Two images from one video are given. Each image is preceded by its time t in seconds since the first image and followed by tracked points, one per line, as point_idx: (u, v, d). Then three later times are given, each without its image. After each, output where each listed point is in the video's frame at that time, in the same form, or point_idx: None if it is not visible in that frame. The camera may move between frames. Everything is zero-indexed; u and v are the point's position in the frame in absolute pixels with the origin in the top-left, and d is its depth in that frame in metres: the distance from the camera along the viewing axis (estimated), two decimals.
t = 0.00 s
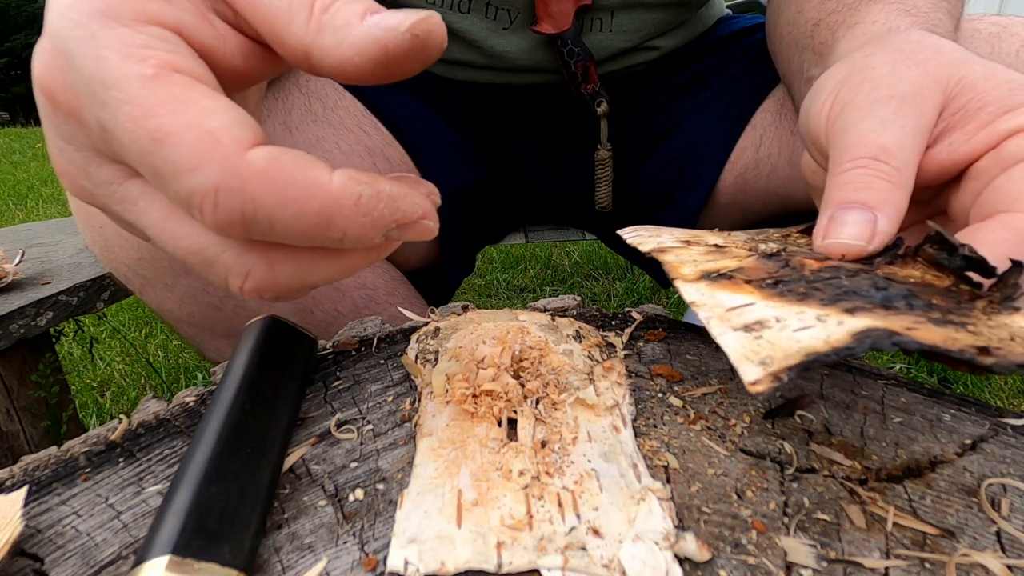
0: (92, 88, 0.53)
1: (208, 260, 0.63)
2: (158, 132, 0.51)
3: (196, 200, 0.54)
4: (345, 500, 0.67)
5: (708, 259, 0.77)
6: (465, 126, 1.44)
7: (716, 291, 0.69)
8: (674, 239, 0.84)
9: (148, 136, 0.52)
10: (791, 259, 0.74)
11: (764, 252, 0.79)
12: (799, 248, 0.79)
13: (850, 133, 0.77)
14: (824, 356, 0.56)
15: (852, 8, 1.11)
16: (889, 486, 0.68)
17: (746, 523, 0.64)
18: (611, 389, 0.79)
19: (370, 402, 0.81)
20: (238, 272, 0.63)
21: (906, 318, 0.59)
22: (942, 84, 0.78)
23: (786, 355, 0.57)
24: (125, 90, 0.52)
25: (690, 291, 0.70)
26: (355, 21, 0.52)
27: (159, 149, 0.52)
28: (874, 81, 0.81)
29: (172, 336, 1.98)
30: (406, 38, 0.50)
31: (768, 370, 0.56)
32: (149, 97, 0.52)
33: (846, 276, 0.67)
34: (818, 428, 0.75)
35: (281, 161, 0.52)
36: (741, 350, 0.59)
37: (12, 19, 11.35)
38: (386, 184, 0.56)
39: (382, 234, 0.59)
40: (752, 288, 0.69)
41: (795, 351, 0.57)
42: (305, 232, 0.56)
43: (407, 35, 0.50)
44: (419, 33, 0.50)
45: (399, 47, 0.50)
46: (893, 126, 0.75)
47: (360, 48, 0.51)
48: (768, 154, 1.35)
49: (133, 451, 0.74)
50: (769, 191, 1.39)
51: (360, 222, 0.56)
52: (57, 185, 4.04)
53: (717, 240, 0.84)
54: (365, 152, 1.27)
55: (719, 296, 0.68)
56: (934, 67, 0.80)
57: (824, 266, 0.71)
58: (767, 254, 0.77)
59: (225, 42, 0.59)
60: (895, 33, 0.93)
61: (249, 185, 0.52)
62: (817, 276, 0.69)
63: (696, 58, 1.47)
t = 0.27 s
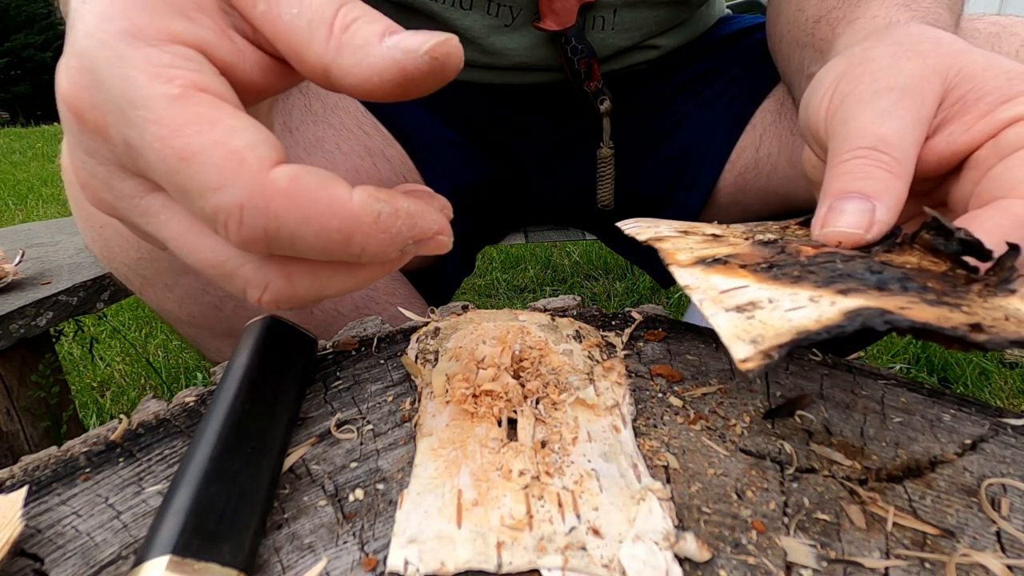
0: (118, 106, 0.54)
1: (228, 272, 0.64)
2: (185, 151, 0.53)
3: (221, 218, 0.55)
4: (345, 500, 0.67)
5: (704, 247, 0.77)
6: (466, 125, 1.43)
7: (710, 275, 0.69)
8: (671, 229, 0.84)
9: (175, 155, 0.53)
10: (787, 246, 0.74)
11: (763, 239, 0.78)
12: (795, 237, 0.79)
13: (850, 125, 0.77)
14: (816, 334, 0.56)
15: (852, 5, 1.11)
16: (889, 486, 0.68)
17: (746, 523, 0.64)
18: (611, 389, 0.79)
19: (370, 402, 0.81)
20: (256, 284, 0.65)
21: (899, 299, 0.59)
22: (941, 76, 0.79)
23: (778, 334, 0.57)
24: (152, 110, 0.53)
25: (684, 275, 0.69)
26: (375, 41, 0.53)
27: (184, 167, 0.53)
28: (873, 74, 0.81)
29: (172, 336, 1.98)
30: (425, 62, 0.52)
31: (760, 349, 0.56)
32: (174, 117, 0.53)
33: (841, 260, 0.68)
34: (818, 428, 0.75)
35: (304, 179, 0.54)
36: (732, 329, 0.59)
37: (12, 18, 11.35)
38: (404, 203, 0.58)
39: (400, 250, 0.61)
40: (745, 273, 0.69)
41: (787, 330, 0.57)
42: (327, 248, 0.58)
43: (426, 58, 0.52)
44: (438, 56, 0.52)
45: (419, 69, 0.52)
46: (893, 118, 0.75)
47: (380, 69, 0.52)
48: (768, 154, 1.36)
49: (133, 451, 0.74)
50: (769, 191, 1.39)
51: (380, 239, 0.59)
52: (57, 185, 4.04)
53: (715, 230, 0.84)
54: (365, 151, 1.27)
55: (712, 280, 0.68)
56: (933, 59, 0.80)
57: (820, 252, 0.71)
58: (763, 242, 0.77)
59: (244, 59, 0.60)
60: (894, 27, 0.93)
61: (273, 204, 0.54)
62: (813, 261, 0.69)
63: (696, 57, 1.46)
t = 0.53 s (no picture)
0: (180, 109, 0.55)
1: (275, 270, 0.65)
2: (246, 153, 0.54)
3: (278, 217, 0.57)
4: (344, 500, 0.67)
5: (677, 235, 0.77)
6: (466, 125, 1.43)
7: (673, 260, 0.69)
8: (654, 220, 0.84)
9: (236, 157, 0.54)
10: (755, 234, 0.74)
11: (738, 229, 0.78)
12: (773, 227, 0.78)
13: (829, 123, 0.77)
14: (753, 313, 0.56)
15: (852, 3, 1.10)
16: (889, 486, 0.68)
17: (746, 523, 0.64)
18: (611, 389, 0.79)
19: (370, 402, 0.81)
20: (302, 282, 0.66)
21: (842, 282, 0.59)
22: (922, 73, 0.78)
23: (720, 313, 0.58)
24: (213, 114, 0.54)
25: (649, 261, 0.70)
26: (419, 50, 0.55)
27: (244, 168, 0.54)
28: (857, 70, 0.81)
29: (172, 336, 1.97)
30: (468, 69, 0.55)
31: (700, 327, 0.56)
32: (234, 121, 0.54)
33: (799, 247, 0.68)
34: (818, 428, 0.75)
35: (358, 182, 0.56)
36: (679, 309, 0.60)
37: (12, 18, 11.35)
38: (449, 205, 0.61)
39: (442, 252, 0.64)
40: (706, 258, 0.69)
41: (729, 309, 0.58)
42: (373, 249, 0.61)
43: (472, 66, 0.55)
44: (483, 64, 0.55)
45: (463, 77, 0.55)
46: (872, 117, 0.75)
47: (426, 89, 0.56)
48: (768, 154, 1.36)
49: (134, 451, 0.74)
50: (770, 190, 1.40)
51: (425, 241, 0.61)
52: (57, 185, 4.04)
53: (694, 220, 0.84)
54: (365, 151, 1.27)
55: (674, 265, 0.69)
56: (916, 56, 0.80)
57: (784, 240, 0.71)
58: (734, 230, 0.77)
59: (289, 65, 0.63)
60: (889, 23, 0.92)
61: (330, 205, 0.56)
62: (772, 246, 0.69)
63: (696, 57, 1.46)
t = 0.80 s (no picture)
0: (172, 99, 0.55)
1: (263, 264, 0.65)
2: (238, 144, 0.54)
3: (267, 211, 0.57)
4: (344, 500, 0.67)
5: (681, 245, 0.76)
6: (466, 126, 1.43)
7: (679, 272, 0.69)
8: (657, 228, 0.83)
9: (227, 148, 0.54)
10: (760, 242, 0.73)
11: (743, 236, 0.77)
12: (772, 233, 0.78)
13: (832, 127, 0.77)
14: (764, 327, 0.56)
15: (852, 3, 1.10)
16: (889, 486, 0.68)
17: (746, 523, 0.64)
18: (611, 389, 0.79)
19: (370, 402, 0.81)
20: (290, 276, 0.66)
21: (849, 292, 0.60)
22: (925, 75, 0.78)
23: (730, 327, 0.58)
24: (207, 104, 0.54)
25: (654, 273, 0.69)
26: (418, 62, 0.56)
27: (234, 159, 0.55)
28: (858, 73, 0.81)
29: (172, 335, 1.97)
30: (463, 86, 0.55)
31: (711, 342, 0.56)
32: (229, 112, 0.54)
33: (805, 255, 0.67)
34: (818, 428, 0.75)
35: (349, 178, 0.56)
36: (688, 323, 0.60)
37: (12, 18, 11.35)
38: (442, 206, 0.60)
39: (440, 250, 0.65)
40: (713, 269, 0.69)
41: (739, 324, 0.58)
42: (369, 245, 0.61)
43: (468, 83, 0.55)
44: (480, 83, 0.55)
45: (461, 93, 0.55)
46: (874, 120, 0.75)
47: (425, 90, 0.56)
48: (768, 154, 1.36)
49: (133, 451, 0.74)
50: (770, 191, 1.39)
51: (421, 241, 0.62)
52: (57, 185, 4.04)
53: (699, 226, 0.83)
54: (365, 151, 1.26)
55: (680, 277, 0.68)
56: (917, 58, 0.80)
57: (790, 248, 0.70)
58: (738, 238, 0.76)
59: (285, 62, 0.63)
60: (889, 23, 0.92)
61: (320, 199, 0.56)
62: (779, 256, 0.68)
63: (696, 57, 1.46)
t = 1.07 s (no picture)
0: (47, 17, 0.52)
1: (132, 217, 0.60)
2: (107, 62, 0.50)
3: (133, 141, 0.51)
4: (345, 500, 0.67)
5: (684, 251, 0.77)
6: (467, 126, 1.45)
7: (683, 278, 0.69)
8: (660, 237, 0.83)
9: (97, 68, 0.50)
10: (763, 245, 0.74)
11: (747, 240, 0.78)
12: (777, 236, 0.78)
13: (834, 129, 0.77)
14: (770, 326, 0.57)
15: (853, 4, 1.10)
16: (889, 486, 0.68)
17: (746, 523, 0.64)
18: (611, 389, 0.79)
19: (370, 402, 0.81)
20: (164, 236, 0.61)
21: (855, 286, 0.60)
22: (927, 75, 0.78)
23: (736, 328, 0.59)
24: (85, 23, 0.51)
25: (659, 279, 0.70)
26: (319, 104, 0.57)
27: (103, 78, 0.50)
28: (859, 74, 0.81)
29: (172, 336, 1.97)
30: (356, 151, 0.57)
31: (718, 344, 0.57)
32: (109, 33, 0.51)
33: (810, 254, 0.68)
34: (818, 428, 0.75)
35: (239, 117, 0.51)
36: (695, 326, 0.60)
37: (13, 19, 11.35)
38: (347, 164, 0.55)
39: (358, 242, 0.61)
40: (717, 273, 0.69)
41: (745, 324, 0.59)
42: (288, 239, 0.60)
43: (357, 148, 0.57)
44: (369, 149, 0.57)
45: (346, 151, 0.57)
46: (876, 122, 0.75)
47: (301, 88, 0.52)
48: (768, 154, 1.34)
49: (134, 451, 0.74)
50: (769, 191, 1.38)
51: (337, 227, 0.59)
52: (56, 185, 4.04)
53: (702, 234, 0.84)
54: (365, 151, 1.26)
55: (685, 282, 0.69)
56: (919, 57, 0.80)
57: (794, 249, 0.70)
58: (742, 242, 0.77)
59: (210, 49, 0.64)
60: (890, 23, 0.92)
61: (196, 134, 0.50)
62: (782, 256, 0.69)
63: (696, 57, 1.47)
